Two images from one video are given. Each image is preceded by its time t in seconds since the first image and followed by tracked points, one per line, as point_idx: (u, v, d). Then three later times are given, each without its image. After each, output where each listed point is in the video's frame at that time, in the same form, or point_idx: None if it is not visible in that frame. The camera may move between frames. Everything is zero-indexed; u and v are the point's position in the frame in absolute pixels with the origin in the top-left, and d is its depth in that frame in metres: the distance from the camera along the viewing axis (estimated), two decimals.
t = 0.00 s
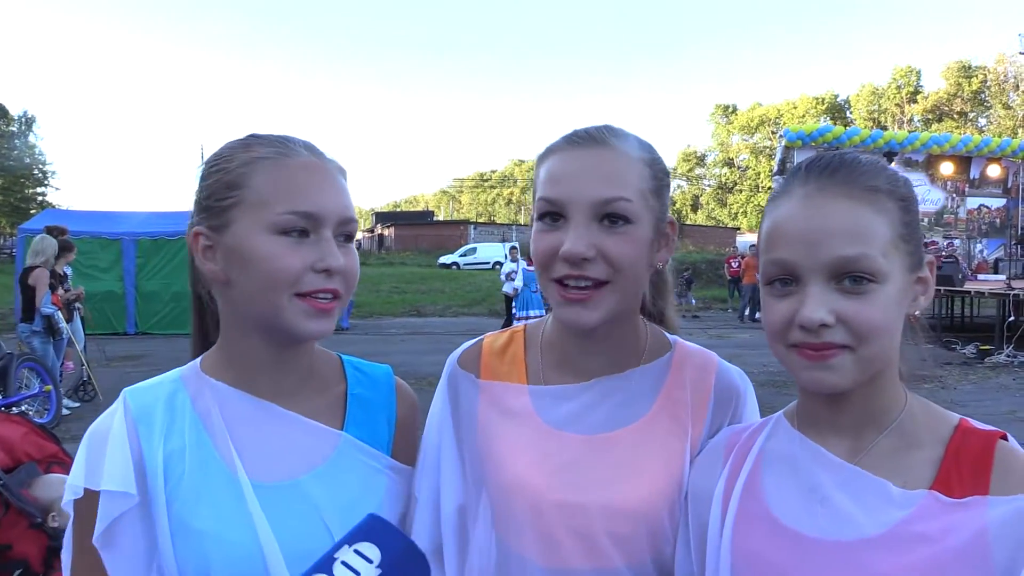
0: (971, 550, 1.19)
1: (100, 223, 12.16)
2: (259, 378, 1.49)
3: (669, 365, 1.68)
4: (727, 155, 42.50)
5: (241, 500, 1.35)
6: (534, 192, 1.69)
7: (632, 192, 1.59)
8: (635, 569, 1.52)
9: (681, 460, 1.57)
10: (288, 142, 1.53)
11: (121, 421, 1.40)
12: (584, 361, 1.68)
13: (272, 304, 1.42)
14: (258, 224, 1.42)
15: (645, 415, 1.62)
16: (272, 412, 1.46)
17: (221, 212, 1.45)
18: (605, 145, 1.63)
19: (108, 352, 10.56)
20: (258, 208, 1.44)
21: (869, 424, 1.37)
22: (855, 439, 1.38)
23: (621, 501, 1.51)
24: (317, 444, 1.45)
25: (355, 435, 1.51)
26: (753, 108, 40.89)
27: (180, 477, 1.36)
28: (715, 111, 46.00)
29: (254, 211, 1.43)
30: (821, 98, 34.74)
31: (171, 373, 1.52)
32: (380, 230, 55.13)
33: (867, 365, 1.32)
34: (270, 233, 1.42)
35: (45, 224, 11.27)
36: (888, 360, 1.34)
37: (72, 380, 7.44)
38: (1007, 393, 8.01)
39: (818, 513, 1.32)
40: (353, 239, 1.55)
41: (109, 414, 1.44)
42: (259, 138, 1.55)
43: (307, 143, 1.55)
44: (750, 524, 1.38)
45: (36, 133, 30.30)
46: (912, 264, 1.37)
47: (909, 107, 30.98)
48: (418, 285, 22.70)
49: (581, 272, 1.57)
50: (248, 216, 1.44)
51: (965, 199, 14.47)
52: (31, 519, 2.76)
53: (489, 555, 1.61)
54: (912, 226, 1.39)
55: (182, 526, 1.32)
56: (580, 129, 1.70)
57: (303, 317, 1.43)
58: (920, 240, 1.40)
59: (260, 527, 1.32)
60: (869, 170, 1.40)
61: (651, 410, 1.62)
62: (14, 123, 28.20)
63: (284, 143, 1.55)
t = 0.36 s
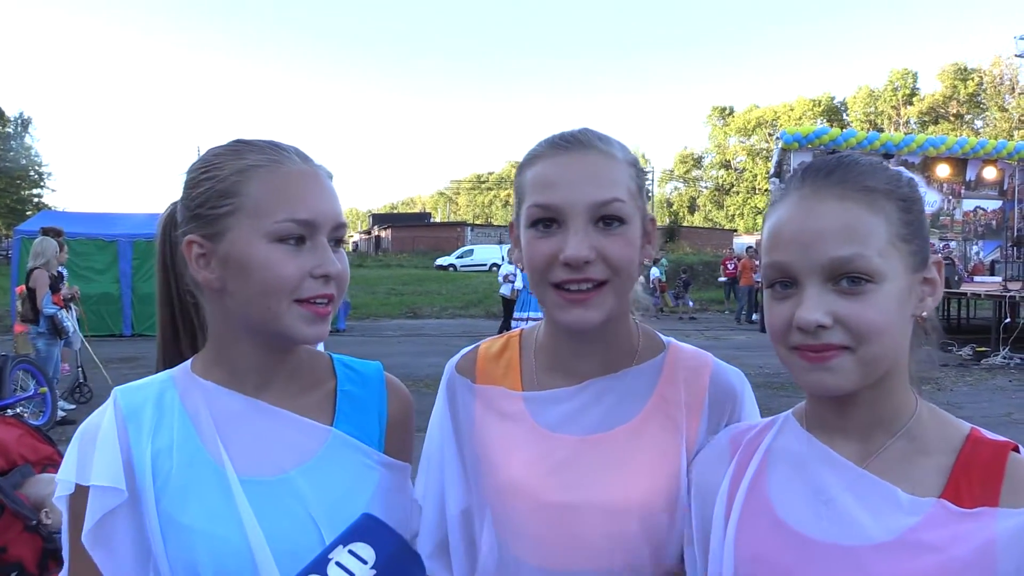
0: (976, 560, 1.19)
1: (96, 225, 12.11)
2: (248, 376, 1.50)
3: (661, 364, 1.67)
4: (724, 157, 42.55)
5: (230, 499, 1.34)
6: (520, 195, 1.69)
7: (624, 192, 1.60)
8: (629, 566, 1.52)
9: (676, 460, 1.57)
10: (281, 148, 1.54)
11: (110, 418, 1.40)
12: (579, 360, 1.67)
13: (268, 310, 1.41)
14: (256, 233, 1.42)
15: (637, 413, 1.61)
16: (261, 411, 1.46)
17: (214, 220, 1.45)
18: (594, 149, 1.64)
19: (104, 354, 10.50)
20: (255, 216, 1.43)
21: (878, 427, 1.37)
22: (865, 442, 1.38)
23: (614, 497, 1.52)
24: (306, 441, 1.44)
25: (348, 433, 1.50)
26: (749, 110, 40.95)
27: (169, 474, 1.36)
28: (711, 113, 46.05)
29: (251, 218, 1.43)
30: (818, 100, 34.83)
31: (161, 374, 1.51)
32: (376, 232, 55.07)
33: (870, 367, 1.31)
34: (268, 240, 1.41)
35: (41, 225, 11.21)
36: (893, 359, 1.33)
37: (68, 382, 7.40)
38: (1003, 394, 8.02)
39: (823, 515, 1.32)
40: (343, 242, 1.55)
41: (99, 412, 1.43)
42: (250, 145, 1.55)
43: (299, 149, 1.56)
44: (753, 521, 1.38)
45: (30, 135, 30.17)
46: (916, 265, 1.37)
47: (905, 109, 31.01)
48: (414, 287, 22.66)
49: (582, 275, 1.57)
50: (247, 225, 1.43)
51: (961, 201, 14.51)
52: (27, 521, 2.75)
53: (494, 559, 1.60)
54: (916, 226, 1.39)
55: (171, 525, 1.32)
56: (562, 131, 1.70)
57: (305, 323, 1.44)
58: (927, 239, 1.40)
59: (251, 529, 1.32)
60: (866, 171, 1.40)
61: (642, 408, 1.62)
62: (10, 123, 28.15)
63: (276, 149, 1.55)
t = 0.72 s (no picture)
0: (964, 560, 1.18)
1: (95, 225, 12.12)
2: (267, 387, 1.46)
3: (646, 360, 1.67)
4: (722, 158, 42.60)
5: (246, 512, 1.33)
6: (495, 200, 1.68)
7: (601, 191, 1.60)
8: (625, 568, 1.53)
9: (666, 458, 1.58)
10: (254, 147, 1.50)
11: (134, 425, 1.40)
12: (561, 360, 1.68)
13: (251, 302, 1.38)
14: (229, 228, 1.40)
15: (622, 410, 1.62)
16: (279, 424, 1.42)
17: (203, 223, 1.45)
18: (566, 150, 1.64)
19: (102, 355, 10.50)
20: (226, 212, 1.41)
21: (864, 428, 1.38)
22: (851, 444, 1.39)
23: (607, 498, 1.52)
24: (324, 456, 1.41)
25: (368, 449, 1.46)
26: (747, 110, 41.00)
27: (188, 485, 1.35)
28: (710, 114, 46.09)
29: (225, 216, 1.42)
30: (816, 100, 34.89)
31: (184, 377, 1.51)
32: (374, 232, 55.03)
33: (862, 369, 1.32)
34: (241, 233, 1.40)
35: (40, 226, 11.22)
36: (882, 362, 1.34)
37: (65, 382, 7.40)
38: (1000, 394, 8.04)
39: (812, 518, 1.32)
40: (339, 231, 1.51)
41: (123, 417, 1.43)
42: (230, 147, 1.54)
43: (274, 144, 1.51)
44: (742, 527, 1.38)
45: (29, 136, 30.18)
46: (908, 268, 1.38)
47: (903, 109, 31.01)
48: (412, 287, 22.64)
49: (566, 278, 1.57)
50: (219, 223, 1.42)
51: (959, 201, 14.54)
52: (22, 522, 2.74)
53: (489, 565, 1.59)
54: (911, 228, 1.40)
55: (190, 535, 1.32)
56: (538, 133, 1.70)
57: (286, 311, 1.39)
58: (918, 242, 1.41)
59: (266, 545, 1.30)
60: (865, 171, 1.41)
61: (627, 404, 1.62)
62: (8, 124, 28.10)
63: (252, 149, 1.52)
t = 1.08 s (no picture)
0: (952, 551, 1.19)
1: (91, 224, 12.12)
2: (221, 386, 1.38)
3: (650, 360, 1.67)
4: (720, 156, 42.66)
5: (190, 517, 1.25)
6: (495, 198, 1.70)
7: (582, 193, 1.58)
8: (619, 565, 1.52)
9: (664, 455, 1.58)
10: (230, 137, 1.42)
11: (80, 419, 1.32)
12: (565, 361, 1.68)
13: (207, 297, 1.31)
14: (192, 217, 1.34)
15: (623, 409, 1.62)
16: (230, 425, 1.34)
17: (169, 213, 1.38)
18: (561, 148, 1.64)
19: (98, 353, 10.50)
20: (192, 201, 1.35)
21: (852, 424, 1.38)
22: (840, 440, 1.39)
23: (602, 494, 1.52)
24: (276, 462, 1.32)
25: (325, 455, 1.37)
26: (744, 109, 41.05)
27: (132, 486, 1.27)
28: (707, 113, 46.14)
29: (189, 205, 1.35)
30: (812, 99, 34.94)
31: (141, 370, 1.42)
32: (372, 231, 55.04)
33: (849, 365, 1.32)
34: (203, 223, 1.33)
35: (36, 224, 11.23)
36: (867, 359, 1.34)
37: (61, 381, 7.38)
38: (997, 393, 8.06)
39: (802, 514, 1.32)
40: (311, 228, 1.44)
41: (71, 412, 1.35)
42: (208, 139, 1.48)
43: (249, 133, 1.44)
44: (734, 523, 1.38)
45: (26, 134, 30.17)
46: (893, 263, 1.38)
47: (900, 108, 31.02)
48: (410, 286, 22.65)
49: (538, 275, 1.57)
50: (183, 212, 1.35)
51: (955, 200, 14.57)
52: (14, 521, 2.74)
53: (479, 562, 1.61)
54: (894, 223, 1.39)
55: (131, 540, 1.24)
56: (540, 133, 1.71)
57: (244, 310, 1.31)
58: (903, 239, 1.41)
59: (209, 553, 1.22)
60: (848, 169, 1.41)
61: (629, 404, 1.63)
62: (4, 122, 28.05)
63: (228, 138, 1.44)
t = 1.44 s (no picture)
0: (937, 553, 1.19)
1: (92, 225, 12.17)
2: (178, 385, 1.37)
3: (656, 362, 1.68)
4: (721, 158, 42.65)
5: (152, 517, 1.24)
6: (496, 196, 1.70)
7: (565, 200, 1.56)
8: (614, 563, 1.52)
9: (661, 453, 1.58)
10: (187, 135, 1.41)
11: (32, 430, 1.31)
12: (571, 358, 1.68)
13: (161, 306, 1.31)
14: (146, 222, 1.32)
15: (627, 410, 1.62)
16: (188, 421, 1.33)
17: (123, 212, 1.36)
18: (555, 151, 1.62)
19: (97, 355, 10.55)
20: (149, 204, 1.33)
21: (847, 422, 1.37)
22: (833, 439, 1.38)
23: (602, 492, 1.53)
24: (237, 453, 1.32)
25: (287, 446, 1.39)
26: (745, 110, 41.07)
27: (88, 491, 1.26)
28: (709, 114, 46.13)
29: (144, 208, 1.34)
30: (813, 101, 34.96)
31: (93, 377, 1.41)
32: (373, 233, 55.07)
33: (850, 357, 1.31)
34: (158, 229, 1.32)
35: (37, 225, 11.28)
36: (864, 355, 1.33)
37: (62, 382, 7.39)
38: (997, 394, 8.05)
39: (792, 514, 1.31)
40: (268, 235, 1.43)
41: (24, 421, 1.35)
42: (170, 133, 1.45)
43: (208, 134, 1.43)
44: (724, 523, 1.38)
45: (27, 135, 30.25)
46: (895, 262, 1.38)
47: (901, 109, 30.86)
48: (410, 287, 22.67)
49: (517, 279, 1.57)
50: (137, 214, 1.34)
51: (956, 201, 14.57)
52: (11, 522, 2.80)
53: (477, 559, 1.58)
54: (898, 226, 1.41)
55: (92, 543, 1.23)
56: (542, 132, 1.70)
57: (191, 322, 1.31)
58: (904, 241, 1.41)
59: (175, 551, 1.22)
60: (856, 168, 1.42)
61: (632, 405, 1.63)
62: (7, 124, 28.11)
63: (184, 137, 1.43)
